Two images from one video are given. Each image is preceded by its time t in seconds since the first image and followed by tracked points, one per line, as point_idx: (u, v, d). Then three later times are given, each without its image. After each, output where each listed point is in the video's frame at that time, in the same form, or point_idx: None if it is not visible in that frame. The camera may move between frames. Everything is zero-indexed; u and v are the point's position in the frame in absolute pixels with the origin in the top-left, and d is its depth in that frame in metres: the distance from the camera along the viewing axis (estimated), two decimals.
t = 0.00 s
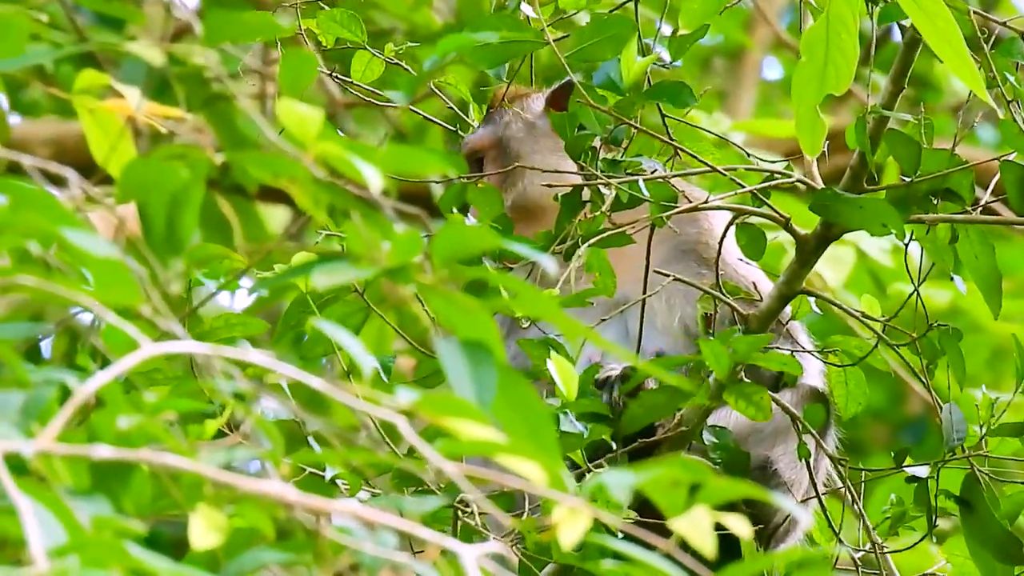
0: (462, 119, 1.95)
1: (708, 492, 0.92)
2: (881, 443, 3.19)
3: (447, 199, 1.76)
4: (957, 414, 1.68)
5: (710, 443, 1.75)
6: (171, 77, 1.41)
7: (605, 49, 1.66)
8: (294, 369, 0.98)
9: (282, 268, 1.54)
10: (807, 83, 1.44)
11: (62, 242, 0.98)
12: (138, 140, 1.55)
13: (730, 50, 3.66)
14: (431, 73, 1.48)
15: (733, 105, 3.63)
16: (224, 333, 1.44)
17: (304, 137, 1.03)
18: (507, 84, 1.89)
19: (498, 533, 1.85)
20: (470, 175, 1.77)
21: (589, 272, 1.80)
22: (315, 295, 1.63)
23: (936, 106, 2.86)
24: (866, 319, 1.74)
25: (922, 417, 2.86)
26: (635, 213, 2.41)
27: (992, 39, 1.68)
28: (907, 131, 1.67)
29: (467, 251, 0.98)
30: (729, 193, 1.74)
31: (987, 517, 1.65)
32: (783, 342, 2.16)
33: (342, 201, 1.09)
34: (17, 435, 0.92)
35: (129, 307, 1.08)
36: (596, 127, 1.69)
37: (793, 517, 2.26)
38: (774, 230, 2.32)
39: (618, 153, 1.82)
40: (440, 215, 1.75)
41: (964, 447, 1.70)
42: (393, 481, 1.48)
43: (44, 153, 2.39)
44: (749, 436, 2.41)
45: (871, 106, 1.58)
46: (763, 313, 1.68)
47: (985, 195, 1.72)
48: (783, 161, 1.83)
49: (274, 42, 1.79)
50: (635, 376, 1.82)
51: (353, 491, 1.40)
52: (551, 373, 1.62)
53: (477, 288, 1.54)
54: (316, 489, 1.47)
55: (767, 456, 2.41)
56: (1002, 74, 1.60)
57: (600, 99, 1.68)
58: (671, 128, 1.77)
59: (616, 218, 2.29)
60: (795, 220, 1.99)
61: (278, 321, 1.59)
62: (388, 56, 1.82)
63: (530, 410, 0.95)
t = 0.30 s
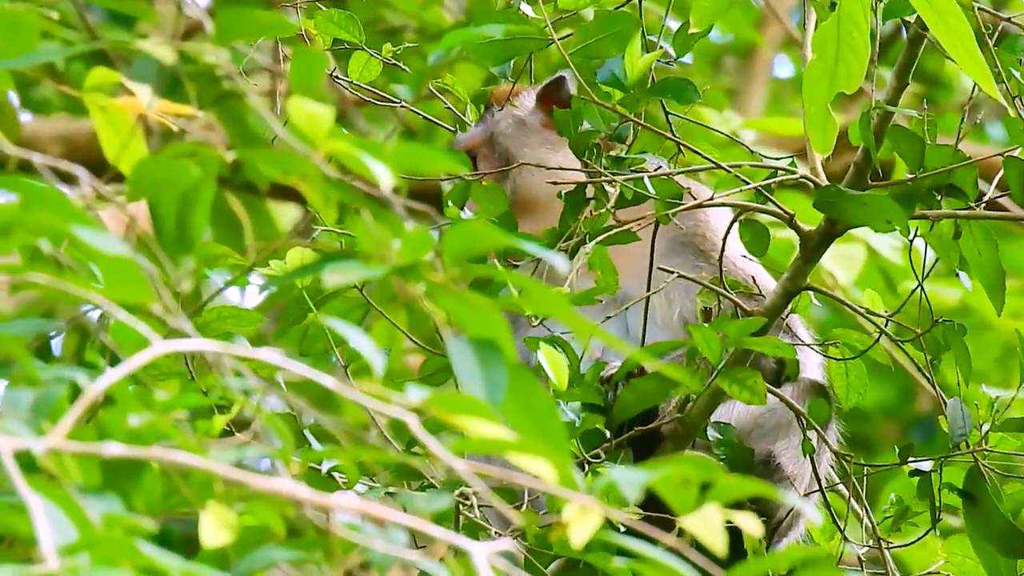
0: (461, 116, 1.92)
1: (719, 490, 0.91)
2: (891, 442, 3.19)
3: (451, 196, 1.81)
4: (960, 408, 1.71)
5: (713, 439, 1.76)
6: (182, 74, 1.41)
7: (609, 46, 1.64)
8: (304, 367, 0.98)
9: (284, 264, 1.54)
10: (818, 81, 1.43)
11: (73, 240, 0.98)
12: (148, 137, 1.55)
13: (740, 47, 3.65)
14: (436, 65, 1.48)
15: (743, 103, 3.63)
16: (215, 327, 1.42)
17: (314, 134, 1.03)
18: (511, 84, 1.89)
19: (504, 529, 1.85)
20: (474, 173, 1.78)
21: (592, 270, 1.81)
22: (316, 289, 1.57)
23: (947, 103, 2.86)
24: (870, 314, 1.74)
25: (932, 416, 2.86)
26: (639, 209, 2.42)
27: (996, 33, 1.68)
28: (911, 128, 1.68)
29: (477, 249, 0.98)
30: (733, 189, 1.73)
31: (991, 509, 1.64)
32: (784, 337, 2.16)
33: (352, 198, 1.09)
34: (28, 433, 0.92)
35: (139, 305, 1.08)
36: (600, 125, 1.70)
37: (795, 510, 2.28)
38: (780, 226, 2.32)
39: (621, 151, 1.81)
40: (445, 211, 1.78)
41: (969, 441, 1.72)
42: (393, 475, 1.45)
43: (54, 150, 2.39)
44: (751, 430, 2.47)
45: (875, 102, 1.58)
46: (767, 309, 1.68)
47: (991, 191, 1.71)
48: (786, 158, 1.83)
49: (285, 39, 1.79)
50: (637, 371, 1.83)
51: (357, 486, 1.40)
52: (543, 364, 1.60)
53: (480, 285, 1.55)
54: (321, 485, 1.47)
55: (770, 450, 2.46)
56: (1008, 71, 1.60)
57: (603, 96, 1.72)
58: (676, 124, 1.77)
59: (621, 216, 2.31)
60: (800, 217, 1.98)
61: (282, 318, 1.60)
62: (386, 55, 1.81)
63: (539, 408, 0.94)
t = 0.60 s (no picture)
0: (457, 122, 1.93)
1: (723, 486, 0.91)
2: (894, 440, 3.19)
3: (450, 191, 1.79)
4: (960, 403, 1.72)
5: (713, 434, 1.76)
6: (186, 72, 1.41)
7: (608, 42, 1.64)
8: (309, 364, 0.98)
9: (289, 261, 1.55)
10: (823, 79, 1.44)
11: (77, 236, 0.97)
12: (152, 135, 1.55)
13: (744, 46, 3.65)
14: (446, 65, 1.48)
15: (747, 102, 3.63)
16: (228, 323, 1.43)
17: (318, 131, 1.03)
18: (510, 81, 1.89)
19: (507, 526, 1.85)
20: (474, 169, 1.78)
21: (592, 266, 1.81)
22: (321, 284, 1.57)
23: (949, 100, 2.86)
24: (869, 310, 1.74)
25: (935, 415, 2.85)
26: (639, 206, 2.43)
27: (995, 28, 1.68)
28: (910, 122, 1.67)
29: (481, 246, 0.97)
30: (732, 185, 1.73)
31: (990, 503, 1.65)
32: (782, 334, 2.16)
33: (356, 195, 1.09)
34: (32, 430, 0.91)
35: (143, 302, 1.08)
36: (599, 121, 1.70)
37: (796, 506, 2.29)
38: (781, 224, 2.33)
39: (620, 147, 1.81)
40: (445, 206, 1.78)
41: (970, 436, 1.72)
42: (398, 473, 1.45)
43: (58, 148, 2.40)
44: (751, 426, 2.47)
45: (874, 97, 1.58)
46: (767, 304, 1.68)
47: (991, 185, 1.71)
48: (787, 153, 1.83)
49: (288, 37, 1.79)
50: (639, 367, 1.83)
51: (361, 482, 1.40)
52: (555, 362, 1.59)
53: (482, 281, 1.55)
54: (326, 481, 1.47)
55: (770, 446, 2.46)
56: (1005, 65, 1.60)
57: (603, 93, 1.70)
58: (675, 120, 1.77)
59: (620, 212, 2.31)
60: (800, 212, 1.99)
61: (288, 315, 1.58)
62: (376, 62, 1.75)
63: (545, 405, 0.94)
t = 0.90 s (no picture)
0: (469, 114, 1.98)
1: (725, 481, 0.91)
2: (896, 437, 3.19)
3: (454, 188, 1.80)
4: (964, 403, 1.72)
5: (717, 433, 1.75)
6: (188, 70, 1.41)
7: (611, 39, 1.63)
8: (310, 361, 0.98)
9: (291, 259, 1.55)
10: (824, 75, 1.43)
11: (78, 234, 0.97)
12: (154, 133, 1.55)
13: (746, 43, 3.66)
14: (445, 58, 1.49)
15: (750, 99, 3.63)
16: (220, 320, 1.43)
17: (321, 129, 1.03)
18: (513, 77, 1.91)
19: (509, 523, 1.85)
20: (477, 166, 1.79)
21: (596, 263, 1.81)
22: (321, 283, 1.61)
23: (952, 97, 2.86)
24: (873, 307, 1.74)
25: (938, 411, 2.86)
26: (643, 202, 2.43)
27: (1000, 26, 1.68)
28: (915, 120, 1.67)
29: (483, 242, 0.97)
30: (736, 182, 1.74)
31: (994, 501, 1.64)
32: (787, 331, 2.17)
33: (358, 192, 1.09)
34: (33, 427, 0.91)
35: (144, 300, 1.08)
36: (602, 118, 1.69)
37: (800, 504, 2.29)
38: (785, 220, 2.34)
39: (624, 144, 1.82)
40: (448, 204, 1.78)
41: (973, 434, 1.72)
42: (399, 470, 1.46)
43: (60, 146, 2.41)
44: (755, 424, 2.47)
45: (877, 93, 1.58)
46: (771, 301, 1.67)
47: (995, 182, 1.71)
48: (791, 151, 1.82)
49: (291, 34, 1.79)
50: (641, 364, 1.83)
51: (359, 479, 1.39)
52: (546, 356, 1.61)
53: (486, 279, 1.56)
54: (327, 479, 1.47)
55: (774, 443, 2.47)
56: (1010, 62, 1.60)
57: (606, 89, 1.72)
58: (678, 117, 1.76)
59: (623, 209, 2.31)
60: (803, 209, 1.99)
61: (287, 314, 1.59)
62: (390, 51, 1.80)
63: (547, 403, 0.94)
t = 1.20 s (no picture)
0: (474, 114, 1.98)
1: (723, 479, 0.91)
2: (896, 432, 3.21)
3: (461, 187, 1.79)
4: (971, 401, 1.74)
5: (724, 431, 1.76)
6: (186, 67, 1.41)
7: (619, 37, 1.64)
8: (309, 358, 0.98)
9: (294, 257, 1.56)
10: (823, 70, 1.43)
11: (76, 230, 0.97)
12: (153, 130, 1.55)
13: (745, 39, 3.67)
14: (447, 56, 1.48)
15: (749, 95, 3.64)
16: (236, 318, 1.45)
17: (318, 125, 1.02)
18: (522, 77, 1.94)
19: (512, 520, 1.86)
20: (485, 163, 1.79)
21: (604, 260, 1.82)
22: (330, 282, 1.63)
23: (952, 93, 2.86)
24: (880, 305, 1.75)
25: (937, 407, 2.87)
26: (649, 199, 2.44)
27: (1006, 26, 1.68)
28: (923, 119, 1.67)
29: (483, 239, 0.96)
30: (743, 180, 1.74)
31: (1002, 500, 1.65)
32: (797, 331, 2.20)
33: (357, 189, 1.09)
34: (32, 424, 0.91)
35: (143, 297, 1.08)
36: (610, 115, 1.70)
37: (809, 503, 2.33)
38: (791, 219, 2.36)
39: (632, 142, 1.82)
40: (455, 202, 1.77)
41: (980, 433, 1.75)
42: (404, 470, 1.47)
43: (59, 143, 2.41)
44: (764, 422, 2.51)
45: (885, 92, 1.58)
46: (778, 301, 1.69)
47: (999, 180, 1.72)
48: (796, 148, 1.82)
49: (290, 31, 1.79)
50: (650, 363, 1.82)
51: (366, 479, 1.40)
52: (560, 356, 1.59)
53: (491, 277, 1.56)
54: (333, 477, 1.48)
55: (783, 442, 2.52)
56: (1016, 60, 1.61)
57: (613, 88, 1.70)
58: (687, 115, 1.76)
59: (630, 206, 2.30)
60: (811, 207, 1.99)
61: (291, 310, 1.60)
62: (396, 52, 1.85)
63: (546, 401, 0.94)
